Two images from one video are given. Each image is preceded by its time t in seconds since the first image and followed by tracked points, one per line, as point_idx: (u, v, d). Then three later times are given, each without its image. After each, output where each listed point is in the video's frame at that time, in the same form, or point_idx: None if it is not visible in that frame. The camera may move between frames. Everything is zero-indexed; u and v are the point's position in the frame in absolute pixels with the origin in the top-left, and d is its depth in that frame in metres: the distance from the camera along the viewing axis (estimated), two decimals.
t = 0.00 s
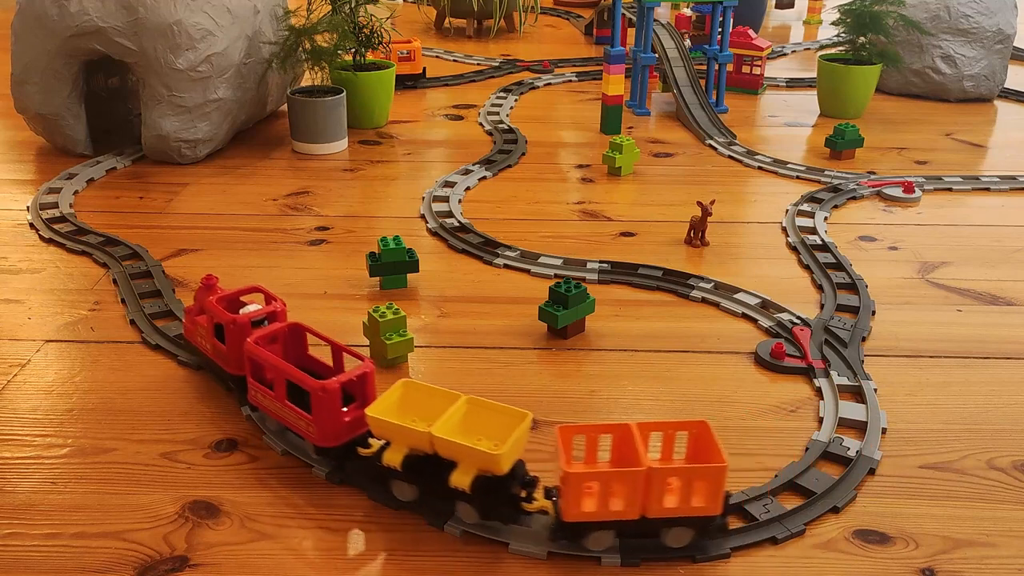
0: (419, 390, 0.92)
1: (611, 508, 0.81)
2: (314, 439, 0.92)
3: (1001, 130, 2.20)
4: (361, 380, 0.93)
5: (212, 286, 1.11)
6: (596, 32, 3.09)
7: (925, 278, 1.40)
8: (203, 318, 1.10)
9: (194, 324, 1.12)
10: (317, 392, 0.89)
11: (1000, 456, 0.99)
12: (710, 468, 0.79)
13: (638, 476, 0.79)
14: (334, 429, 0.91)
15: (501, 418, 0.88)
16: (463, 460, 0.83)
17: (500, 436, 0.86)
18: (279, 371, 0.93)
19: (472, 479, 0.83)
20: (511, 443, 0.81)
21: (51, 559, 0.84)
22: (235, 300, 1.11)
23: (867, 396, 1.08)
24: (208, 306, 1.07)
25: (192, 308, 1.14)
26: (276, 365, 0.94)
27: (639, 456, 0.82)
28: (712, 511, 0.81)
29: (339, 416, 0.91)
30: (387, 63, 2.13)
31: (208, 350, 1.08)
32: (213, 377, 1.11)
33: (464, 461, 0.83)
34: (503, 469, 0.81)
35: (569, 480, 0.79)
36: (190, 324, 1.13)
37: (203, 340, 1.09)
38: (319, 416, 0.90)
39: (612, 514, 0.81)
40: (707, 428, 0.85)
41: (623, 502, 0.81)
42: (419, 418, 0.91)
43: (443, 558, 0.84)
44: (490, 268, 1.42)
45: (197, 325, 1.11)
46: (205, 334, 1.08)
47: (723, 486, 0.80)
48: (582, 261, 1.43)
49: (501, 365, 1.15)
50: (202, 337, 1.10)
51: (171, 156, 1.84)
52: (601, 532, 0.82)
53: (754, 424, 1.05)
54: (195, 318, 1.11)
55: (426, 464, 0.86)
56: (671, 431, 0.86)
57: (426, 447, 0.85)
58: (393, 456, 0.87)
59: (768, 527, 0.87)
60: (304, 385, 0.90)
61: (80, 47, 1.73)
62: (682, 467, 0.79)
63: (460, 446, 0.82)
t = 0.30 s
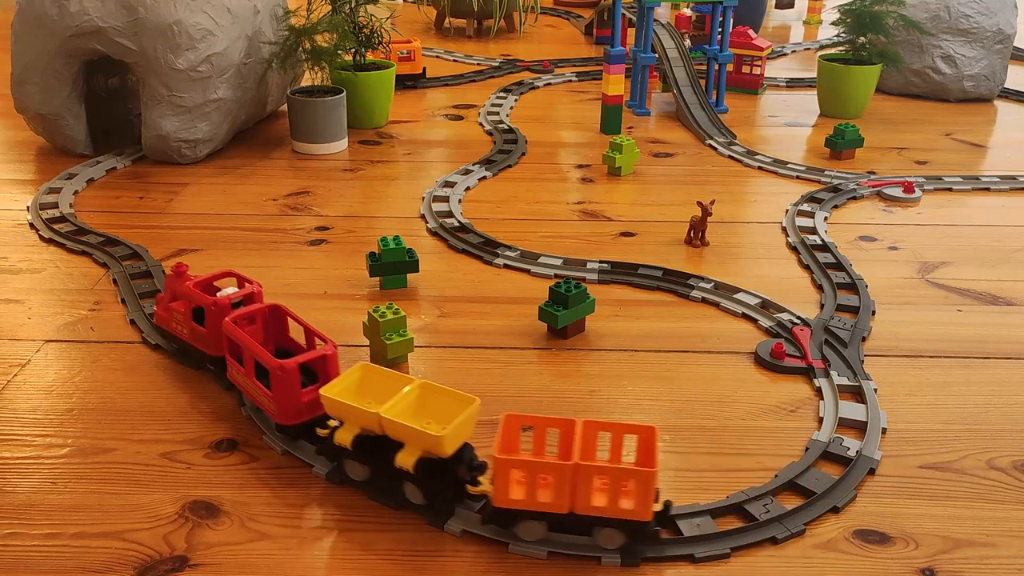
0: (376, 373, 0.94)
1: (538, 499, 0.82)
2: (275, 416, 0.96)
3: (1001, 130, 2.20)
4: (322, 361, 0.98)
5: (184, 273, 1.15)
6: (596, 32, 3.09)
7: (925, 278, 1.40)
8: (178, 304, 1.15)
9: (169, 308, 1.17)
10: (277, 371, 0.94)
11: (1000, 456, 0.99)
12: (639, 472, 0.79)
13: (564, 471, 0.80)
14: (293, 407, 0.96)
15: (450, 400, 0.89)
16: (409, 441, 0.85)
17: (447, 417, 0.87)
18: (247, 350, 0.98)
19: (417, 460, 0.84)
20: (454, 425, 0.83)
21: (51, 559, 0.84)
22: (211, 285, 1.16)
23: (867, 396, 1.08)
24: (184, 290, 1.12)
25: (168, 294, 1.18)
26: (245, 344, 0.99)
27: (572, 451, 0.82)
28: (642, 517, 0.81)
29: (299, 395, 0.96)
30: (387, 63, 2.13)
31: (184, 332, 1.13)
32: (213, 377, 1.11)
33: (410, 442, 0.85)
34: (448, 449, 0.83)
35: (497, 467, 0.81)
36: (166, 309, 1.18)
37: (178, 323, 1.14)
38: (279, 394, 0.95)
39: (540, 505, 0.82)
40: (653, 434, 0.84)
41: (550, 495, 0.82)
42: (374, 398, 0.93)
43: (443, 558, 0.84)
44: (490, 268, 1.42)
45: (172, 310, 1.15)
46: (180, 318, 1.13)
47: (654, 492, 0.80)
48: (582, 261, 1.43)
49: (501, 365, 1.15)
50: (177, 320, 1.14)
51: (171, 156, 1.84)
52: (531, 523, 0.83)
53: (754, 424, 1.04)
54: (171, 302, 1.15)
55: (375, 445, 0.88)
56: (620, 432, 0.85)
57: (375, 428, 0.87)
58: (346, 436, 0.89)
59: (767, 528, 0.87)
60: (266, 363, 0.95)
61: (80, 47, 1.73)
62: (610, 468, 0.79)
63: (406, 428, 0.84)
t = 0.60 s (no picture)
0: (329, 355, 0.98)
1: (461, 482, 0.84)
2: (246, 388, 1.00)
3: (1001, 130, 2.20)
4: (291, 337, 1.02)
5: (152, 259, 1.17)
6: (596, 32, 3.09)
7: (925, 278, 1.40)
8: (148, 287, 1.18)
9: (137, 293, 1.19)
10: (247, 346, 0.98)
11: (1000, 456, 0.99)
12: (554, 467, 0.79)
13: (484, 457, 0.82)
14: (263, 380, 1.00)
15: (395, 382, 0.92)
16: (352, 421, 0.88)
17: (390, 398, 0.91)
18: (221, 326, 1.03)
19: (358, 439, 0.88)
20: (395, 405, 0.87)
21: (51, 559, 0.84)
22: (178, 269, 1.19)
23: (867, 396, 1.08)
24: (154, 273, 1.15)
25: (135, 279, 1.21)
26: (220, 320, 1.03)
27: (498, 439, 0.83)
28: (558, 511, 0.81)
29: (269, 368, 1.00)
30: (387, 63, 2.13)
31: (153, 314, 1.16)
32: (213, 377, 1.11)
33: (352, 421, 0.89)
34: (390, 429, 0.87)
35: (422, 446, 0.83)
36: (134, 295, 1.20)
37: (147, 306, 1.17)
38: (250, 367, 0.99)
39: (462, 488, 0.84)
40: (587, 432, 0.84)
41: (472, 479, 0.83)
42: (325, 379, 0.97)
43: (443, 558, 0.84)
44: (490, 268, 1.42)
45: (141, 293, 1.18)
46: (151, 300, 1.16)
47: (570, 489, 0.80)
48: (582, 261, 1.43)
49: (501, 365, 1.15)
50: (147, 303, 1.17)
51: (171, 156, 1.84)
52: (455, 504, 0.85)
53: (754, 424, 1.05)
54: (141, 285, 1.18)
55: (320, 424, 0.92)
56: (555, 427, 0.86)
57: (321, 407, 0.91)
58: (296, 414, 0.93)
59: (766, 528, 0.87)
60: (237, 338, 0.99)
61: (80, 47, 1.73)
62: (527, 459, 0.80)
63: (349, 408, 0.88)
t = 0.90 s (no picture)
0: (303, 335, 1.01)
1: (400, 461, 0.85)
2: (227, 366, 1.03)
3: (1001, 130, 2.20)
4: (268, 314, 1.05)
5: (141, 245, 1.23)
6: (596, 32, 3.09)
7: (925, 278, 1.40)
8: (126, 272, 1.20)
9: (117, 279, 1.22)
10: (229, 323, 1.00)
11: (1000, 456, 0.99)
12: (485, 452, 0.79)
13: (420, 438, 0.83)
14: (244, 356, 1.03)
15: (355, 366, 0.95)
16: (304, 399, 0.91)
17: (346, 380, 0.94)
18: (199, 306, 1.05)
19: (307, 418, 0.91)
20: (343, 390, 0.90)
21: (51, 559, 0.84)
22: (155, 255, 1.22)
23: (867, 396, 1.08)
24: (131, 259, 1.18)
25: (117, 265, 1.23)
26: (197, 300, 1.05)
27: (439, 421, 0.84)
28: (489, 497, 0.81)
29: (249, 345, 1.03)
30: (387, 63, 2.13)
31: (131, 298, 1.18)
32: (213, 377, 1.11)
33: (305, 400, 0.92)
34: (338, 409, 0.90)
35: (366, 423, 0.85)
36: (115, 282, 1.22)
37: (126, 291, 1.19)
38: (232, 344, 1.02)
39: (402, 467, 0.85)
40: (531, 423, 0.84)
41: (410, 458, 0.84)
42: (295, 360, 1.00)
43: (443, 558, 0.84)
44: (490, 268, 1.42)
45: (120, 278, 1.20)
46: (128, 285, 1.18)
47: (501, 476, 0.80)
48: (582, 261, 1.43)
49: (501, 365, 1.15)
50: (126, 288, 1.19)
51: (171, 156, 1.84)
52: (398, 483, 0.87)
53: (754, 424, 1.05)
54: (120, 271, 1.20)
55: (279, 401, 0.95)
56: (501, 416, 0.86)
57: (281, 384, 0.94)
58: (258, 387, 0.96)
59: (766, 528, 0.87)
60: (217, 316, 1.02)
61: (80, 47, 1.73)
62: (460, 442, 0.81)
63: (303, 387, 0.91)
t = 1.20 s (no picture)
0: (281, 316, 1.05)
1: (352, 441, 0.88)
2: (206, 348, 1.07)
3: (1001, 130, 2.20)
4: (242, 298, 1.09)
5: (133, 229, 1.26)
6: (596, 32, 3.09)
7: (925, 278, 1.40)
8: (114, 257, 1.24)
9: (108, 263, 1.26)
10: (206, 306, 1.05)
11: (1000, 456, 0.99)
12: (428, 434, 0.82)
13: (369, 419, 0.86)
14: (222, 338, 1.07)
15: (322, 350, 0.99)
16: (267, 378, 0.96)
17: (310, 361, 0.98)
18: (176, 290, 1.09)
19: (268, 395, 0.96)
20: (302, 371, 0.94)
21: (51, 559, 0.84)
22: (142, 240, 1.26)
23: (867, 396, 1.08)
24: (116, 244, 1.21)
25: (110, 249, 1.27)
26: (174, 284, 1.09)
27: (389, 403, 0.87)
28: (432, 478, 0.84)
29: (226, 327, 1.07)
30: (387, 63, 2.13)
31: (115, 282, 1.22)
32: (213, 377, 1.11)
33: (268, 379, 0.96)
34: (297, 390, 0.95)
35: (320, 402, 0.89)
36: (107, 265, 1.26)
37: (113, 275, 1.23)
38: (209, 327, 1.06)
39: (353, 447, 0.88)
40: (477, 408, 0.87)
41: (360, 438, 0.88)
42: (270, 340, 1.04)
43: (443, 557, 0.84)
44: (490, 268, 1.42)
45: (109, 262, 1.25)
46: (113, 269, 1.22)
47: (443, 457, 0.83)
48: (582, 261, 1.43)
49: (501, 365, 1.15)
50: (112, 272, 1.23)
51: (171, 156, 1.84)
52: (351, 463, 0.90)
53: (754, 424, 1.05)
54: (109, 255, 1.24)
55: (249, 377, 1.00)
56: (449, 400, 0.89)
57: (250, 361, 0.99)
58: (231, 362, 1.02)
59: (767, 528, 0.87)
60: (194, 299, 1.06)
61: (80, 47, 1.73)
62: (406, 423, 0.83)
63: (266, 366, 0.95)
